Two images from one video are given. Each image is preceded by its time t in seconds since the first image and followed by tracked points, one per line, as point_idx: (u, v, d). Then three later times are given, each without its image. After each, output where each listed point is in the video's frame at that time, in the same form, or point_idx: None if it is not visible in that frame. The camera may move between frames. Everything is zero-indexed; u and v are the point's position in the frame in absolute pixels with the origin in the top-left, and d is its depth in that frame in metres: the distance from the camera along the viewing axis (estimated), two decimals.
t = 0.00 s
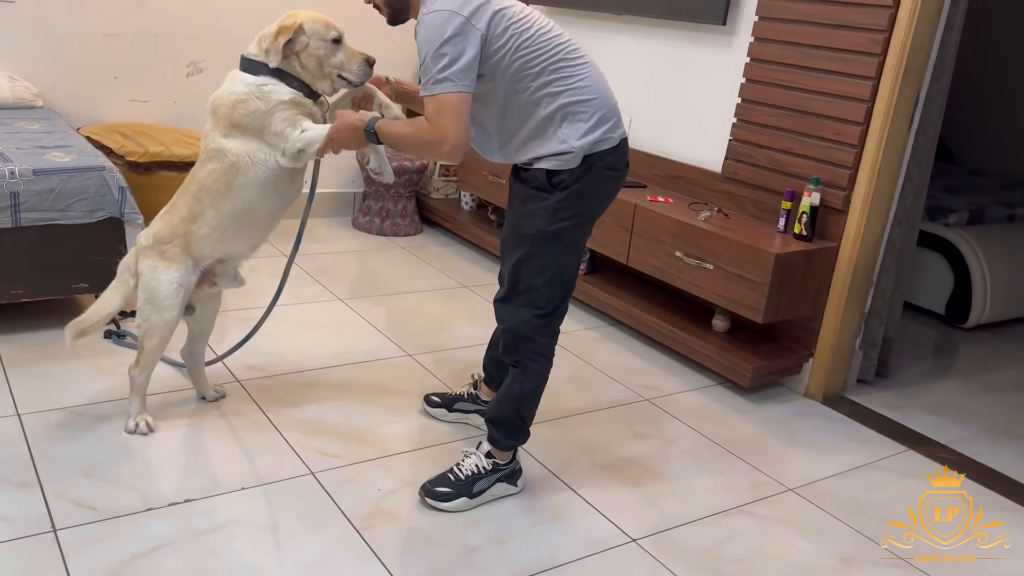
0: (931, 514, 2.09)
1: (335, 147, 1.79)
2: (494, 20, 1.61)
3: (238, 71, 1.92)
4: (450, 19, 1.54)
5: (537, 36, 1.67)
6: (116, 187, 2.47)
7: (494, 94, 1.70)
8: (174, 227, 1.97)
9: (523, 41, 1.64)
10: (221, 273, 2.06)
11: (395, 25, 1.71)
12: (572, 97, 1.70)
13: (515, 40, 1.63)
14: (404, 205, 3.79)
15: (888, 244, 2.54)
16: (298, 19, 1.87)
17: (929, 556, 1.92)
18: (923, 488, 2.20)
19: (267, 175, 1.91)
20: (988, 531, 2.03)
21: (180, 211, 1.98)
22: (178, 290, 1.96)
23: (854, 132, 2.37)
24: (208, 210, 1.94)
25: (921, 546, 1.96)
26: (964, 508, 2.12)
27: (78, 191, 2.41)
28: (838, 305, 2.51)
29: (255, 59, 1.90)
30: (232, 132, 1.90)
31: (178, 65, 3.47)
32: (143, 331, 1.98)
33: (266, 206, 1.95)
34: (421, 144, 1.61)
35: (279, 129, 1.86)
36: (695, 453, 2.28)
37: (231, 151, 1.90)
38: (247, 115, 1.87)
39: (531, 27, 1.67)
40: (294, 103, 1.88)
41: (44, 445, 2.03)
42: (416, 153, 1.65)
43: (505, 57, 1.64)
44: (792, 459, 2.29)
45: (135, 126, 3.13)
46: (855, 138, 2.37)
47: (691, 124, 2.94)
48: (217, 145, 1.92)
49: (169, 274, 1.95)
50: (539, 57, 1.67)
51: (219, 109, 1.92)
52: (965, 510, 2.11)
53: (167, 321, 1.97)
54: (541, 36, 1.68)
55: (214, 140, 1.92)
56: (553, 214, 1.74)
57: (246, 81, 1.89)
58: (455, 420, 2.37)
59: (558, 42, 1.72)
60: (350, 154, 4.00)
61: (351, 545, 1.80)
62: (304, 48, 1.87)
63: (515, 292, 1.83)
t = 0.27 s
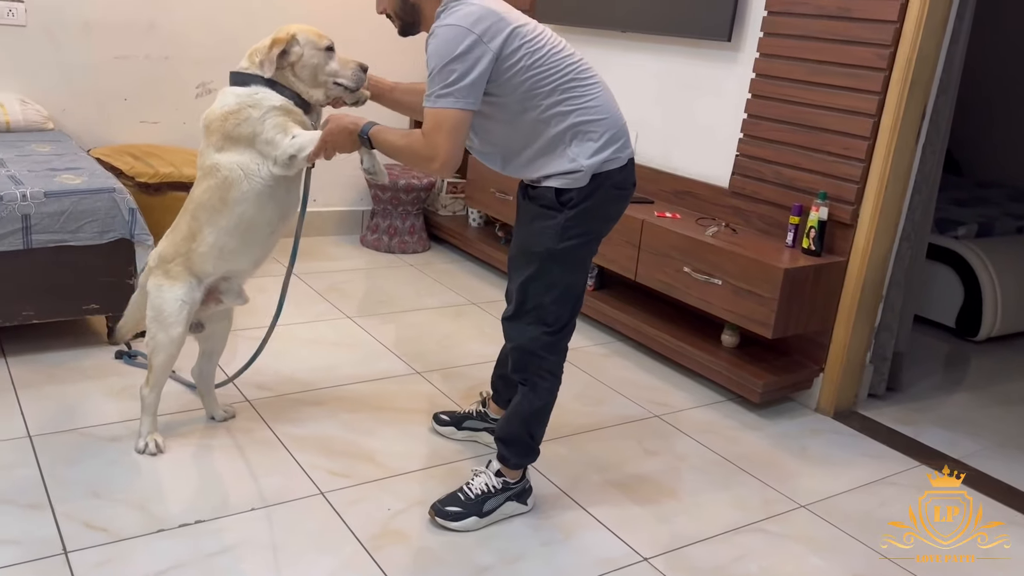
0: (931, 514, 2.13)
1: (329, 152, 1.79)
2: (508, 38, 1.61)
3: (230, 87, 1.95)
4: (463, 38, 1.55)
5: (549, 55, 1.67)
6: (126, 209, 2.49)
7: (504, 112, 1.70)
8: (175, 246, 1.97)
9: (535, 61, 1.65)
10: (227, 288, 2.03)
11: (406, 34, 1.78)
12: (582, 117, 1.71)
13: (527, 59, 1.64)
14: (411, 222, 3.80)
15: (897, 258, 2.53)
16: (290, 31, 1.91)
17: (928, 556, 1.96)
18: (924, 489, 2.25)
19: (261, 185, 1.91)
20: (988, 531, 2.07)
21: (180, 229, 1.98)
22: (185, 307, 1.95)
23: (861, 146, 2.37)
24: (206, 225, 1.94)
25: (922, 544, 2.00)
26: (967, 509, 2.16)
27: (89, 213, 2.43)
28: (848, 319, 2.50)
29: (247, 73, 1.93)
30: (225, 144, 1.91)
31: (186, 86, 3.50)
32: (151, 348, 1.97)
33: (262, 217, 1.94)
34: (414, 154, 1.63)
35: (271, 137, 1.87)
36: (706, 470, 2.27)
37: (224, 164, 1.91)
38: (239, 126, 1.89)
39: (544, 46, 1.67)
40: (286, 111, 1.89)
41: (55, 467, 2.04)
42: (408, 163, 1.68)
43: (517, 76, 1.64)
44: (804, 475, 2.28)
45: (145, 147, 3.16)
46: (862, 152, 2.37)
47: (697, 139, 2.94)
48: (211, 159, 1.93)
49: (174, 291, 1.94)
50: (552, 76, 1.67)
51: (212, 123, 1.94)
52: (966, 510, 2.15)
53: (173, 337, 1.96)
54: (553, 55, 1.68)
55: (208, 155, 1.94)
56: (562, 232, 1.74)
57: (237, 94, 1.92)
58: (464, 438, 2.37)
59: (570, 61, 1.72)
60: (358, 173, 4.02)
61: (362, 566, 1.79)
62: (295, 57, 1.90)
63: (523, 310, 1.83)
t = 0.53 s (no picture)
0: (931, 514, 2.20)
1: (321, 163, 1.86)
2: (503, 70, 1.63)
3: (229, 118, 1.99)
4: (457, 73, 1.57)
5: (547, 84, 1.69)
6: (140, 235, 2.51)
7: (508, 142, 1.72)
8: (162, 272, 1.98)
9: (535, 90, 1.66)
10: (212, 317, 2.06)
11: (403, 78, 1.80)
12: (587, 141, 1.72)
13: (526, 89, 1.65)
14: (421, 244, 3.82)
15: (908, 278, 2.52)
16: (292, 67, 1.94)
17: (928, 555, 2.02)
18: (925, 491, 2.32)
19: (253, 219, 1.94)
20: (987, 531, 2.13)
21: (168, 256, 1.99)
22: (173, 335, 1.96)
23: (870, 166, 2.37)
24: (196, 253, 1.95)
25: (921, 544, 2.06)
26: (967, 510, 2.22)
27: (102, 240, 2.45)
28: (860, 340, 2.49)
29: (246, 105, 1.96)
30: (219, 176, 1.94)
31: (199, 112, 3.54)
32: (146, 375, 1.97)
33: (251, 250, 1.97)
34: (384, 173, 1.68)
35: (264, 173, 1.90)
36: (719, 493, 2.25)
37: (218, 196, 1.93)
38: (234, 159, 1.92)
39: (542, 75, 1.69)
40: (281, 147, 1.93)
41: (69, 494, 2.04)
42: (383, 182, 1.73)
43: (516, 107, 1.65)
44: (818, 497, 2.26)
45: (158, 173, 3.19)
46: (871, 173, 2.37)
47: (705, 160, 2.95)
48: (205, 190, 1.95)
49: (163, 319, 1.94)
50: (551, 104, 1.68)
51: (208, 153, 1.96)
52: (967, 511, 2.22)
53: (167, 365, 1.96)
54: (551, 84, 1.69)
55: (202, 185, 1.96)
56: (572, 256, 1.74)
57: (235, 126, 1.95)
58: (475, 461, 2.36)
59: (570, 88, 1.73)
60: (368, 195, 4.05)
61: None
62: (295, 94, 1.93)
63: (537, 334, 1.83)
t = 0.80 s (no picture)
0: (930, 515, 2.23)
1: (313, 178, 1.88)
2: (501, 89, 1.63)
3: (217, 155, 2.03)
4: (454, 93, 1.58)
5: (545, 100, 1.69)
6: (153, 253, 2.52)
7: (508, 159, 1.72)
8: (153, 300, 2.00)
9: (533, 106, 1.67)
10: (204, 344, 2.07)
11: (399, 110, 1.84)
12: (588, 154, 1.72)
13: (524, 106, 1.65)
14: (431, 258, 3.84)
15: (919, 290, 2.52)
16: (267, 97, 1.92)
17: (927, 554, 2.06)
18: (925, 490, 2.36)
19: (245, 248, 1.98)
20: (986, 531, 2.17)
21: (159, 284, 2.02)
22: (166, 357, 1.96)
23: (880, 178, 2.37)
24: (186, 281, 1.98)
25: (921, 545, 2.10)
26: (966, 511, 2.26)
27: (116, 257, 2.47)
28: (872, 352, 2.49)
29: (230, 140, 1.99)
30: (210, 210, 1.99)
31: (210, 128, 3.57)
32: (143, 398, 1.98)
33: (244, 279, 2.00)
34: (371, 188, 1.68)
35: (253, 204, 1.94)
36: (732, 507, 2.24)
37: (210, 229, 1.98)
38: (222, 193, 1.97)
39: (538, 91, 1.69)
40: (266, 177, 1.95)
41: (82, 510, 2.04)
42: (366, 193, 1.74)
43: (516, 125, 1.65)
44: (833, 511, 2.24)
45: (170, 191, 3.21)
46: (881, 185, 2.37)
47: (714, 173, 2.96)
48: (197, 224, 2.00)
49: (153, 342, 1.96)
50: (550, 119, 1.68)
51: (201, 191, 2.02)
52: (967, 512, 2.25)
53: (163, 385, 1.97)
54: (549, 99, 1.70)
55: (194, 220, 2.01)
56: (578, 268, 1.73)
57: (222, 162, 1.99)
58: (487, 476, 2.36)
59: (567, 102, 1.73)
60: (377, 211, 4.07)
61: None
62: (272, 124, 1.92)
63: (545, 346, 1.82)
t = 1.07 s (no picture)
0: (931, 514, 2.25)
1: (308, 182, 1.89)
2: (505, 95, 1.64)
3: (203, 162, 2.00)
4: (457, 99, 1.59)
5: (550, 106, 1.69)
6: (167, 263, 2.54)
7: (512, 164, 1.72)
8: (151, 309, 1.98)
9: (537, 112, 1.67)
10: (202, 345, 2.08)
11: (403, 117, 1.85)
12: (592, 159, 1.71)
13: (528, 112, 1.66)
14: (442, 267, 3.85)
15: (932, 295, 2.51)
16: (253, 101, 1.90)
17: (927, 554, 2.06)
18: (925, 490, 2.38)
19: (248, 254, 1.99)
20: (986, 531, 2.18)
21: (156, 293, 2.00)
22: (165, 366, 1.98)
23: (891, 184, 2.37)
24: (188, 290, 1.98)
25: (921, 543, 2.11)
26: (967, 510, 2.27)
27: (130, 268, 2.49)
28: (885, 358, 2.48)
29: (217, 148, 1.95)
30: (206, 218, 1.97)
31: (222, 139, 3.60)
32: (138, 405, 2.01)
33: (247, 283, 2.02)
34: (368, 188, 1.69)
35: (256, 212, 1.94)
36: (746, 514, 2.22)
37: (210, 238, 1.97)
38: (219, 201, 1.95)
39: (543, 97, 1.69)
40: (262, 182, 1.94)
41: (97, 518, 2.05)
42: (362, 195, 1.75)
43: (520, 130, 1.66)
44: (847, 518, 2.22)
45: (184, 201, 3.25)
46: (893, 191, 2.37)
47: (725, 180, 2.96)
48: (195, 234, 1.98)
49: (154, 351, 1.97)
50: (555, 124, 1.69)
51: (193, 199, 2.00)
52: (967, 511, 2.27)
53: (161, 393, 1.99)
54: (554, 105, 1.70)
55: (190, 229, 1.99)
56: (586, 272, 1.73)
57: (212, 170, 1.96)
58: (499, 484, 2.35)
59: (573, 108, 1.74)
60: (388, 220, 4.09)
61: None
62: (261, 128, 1.90)
63: (554, 352, 1.81)
